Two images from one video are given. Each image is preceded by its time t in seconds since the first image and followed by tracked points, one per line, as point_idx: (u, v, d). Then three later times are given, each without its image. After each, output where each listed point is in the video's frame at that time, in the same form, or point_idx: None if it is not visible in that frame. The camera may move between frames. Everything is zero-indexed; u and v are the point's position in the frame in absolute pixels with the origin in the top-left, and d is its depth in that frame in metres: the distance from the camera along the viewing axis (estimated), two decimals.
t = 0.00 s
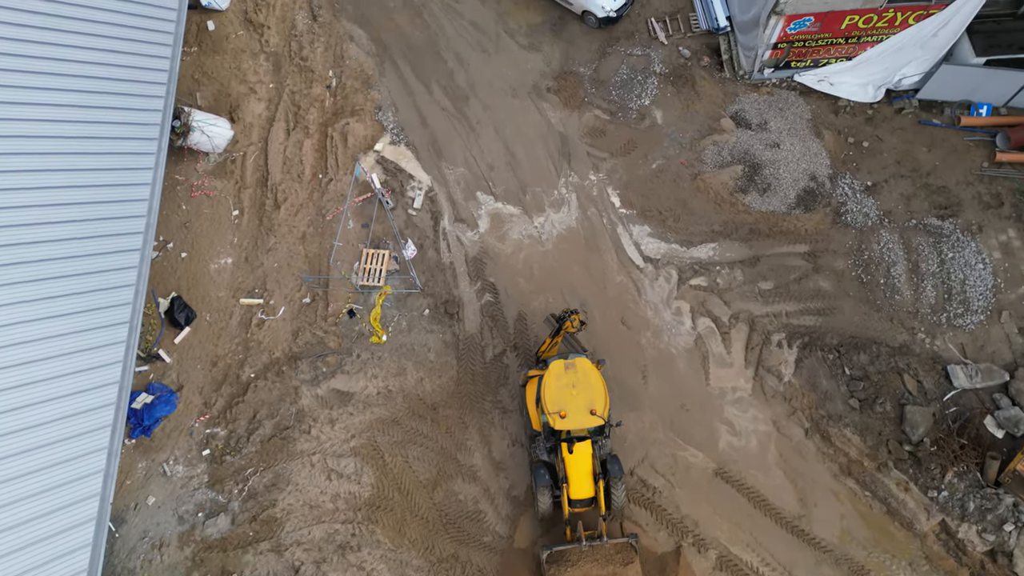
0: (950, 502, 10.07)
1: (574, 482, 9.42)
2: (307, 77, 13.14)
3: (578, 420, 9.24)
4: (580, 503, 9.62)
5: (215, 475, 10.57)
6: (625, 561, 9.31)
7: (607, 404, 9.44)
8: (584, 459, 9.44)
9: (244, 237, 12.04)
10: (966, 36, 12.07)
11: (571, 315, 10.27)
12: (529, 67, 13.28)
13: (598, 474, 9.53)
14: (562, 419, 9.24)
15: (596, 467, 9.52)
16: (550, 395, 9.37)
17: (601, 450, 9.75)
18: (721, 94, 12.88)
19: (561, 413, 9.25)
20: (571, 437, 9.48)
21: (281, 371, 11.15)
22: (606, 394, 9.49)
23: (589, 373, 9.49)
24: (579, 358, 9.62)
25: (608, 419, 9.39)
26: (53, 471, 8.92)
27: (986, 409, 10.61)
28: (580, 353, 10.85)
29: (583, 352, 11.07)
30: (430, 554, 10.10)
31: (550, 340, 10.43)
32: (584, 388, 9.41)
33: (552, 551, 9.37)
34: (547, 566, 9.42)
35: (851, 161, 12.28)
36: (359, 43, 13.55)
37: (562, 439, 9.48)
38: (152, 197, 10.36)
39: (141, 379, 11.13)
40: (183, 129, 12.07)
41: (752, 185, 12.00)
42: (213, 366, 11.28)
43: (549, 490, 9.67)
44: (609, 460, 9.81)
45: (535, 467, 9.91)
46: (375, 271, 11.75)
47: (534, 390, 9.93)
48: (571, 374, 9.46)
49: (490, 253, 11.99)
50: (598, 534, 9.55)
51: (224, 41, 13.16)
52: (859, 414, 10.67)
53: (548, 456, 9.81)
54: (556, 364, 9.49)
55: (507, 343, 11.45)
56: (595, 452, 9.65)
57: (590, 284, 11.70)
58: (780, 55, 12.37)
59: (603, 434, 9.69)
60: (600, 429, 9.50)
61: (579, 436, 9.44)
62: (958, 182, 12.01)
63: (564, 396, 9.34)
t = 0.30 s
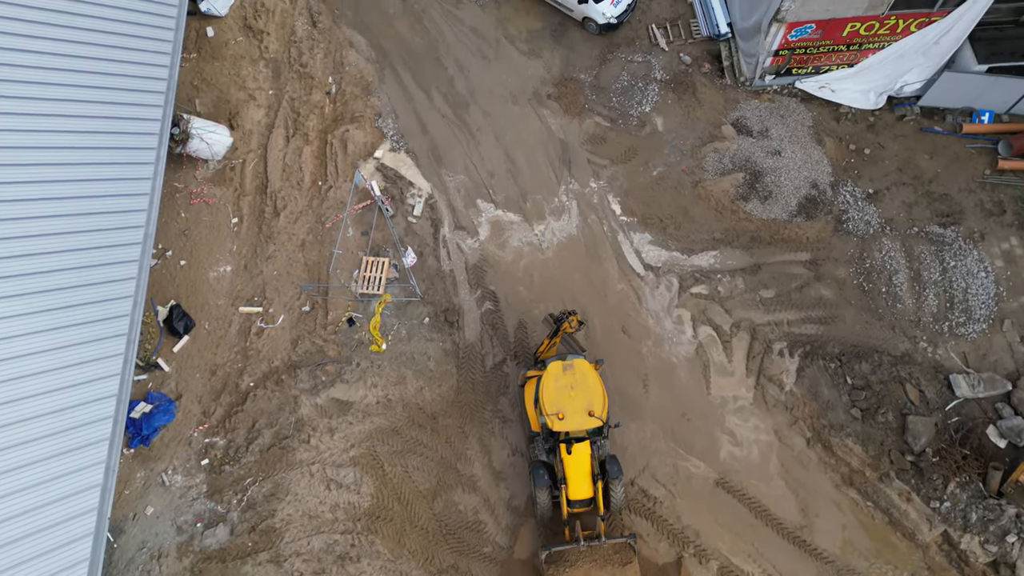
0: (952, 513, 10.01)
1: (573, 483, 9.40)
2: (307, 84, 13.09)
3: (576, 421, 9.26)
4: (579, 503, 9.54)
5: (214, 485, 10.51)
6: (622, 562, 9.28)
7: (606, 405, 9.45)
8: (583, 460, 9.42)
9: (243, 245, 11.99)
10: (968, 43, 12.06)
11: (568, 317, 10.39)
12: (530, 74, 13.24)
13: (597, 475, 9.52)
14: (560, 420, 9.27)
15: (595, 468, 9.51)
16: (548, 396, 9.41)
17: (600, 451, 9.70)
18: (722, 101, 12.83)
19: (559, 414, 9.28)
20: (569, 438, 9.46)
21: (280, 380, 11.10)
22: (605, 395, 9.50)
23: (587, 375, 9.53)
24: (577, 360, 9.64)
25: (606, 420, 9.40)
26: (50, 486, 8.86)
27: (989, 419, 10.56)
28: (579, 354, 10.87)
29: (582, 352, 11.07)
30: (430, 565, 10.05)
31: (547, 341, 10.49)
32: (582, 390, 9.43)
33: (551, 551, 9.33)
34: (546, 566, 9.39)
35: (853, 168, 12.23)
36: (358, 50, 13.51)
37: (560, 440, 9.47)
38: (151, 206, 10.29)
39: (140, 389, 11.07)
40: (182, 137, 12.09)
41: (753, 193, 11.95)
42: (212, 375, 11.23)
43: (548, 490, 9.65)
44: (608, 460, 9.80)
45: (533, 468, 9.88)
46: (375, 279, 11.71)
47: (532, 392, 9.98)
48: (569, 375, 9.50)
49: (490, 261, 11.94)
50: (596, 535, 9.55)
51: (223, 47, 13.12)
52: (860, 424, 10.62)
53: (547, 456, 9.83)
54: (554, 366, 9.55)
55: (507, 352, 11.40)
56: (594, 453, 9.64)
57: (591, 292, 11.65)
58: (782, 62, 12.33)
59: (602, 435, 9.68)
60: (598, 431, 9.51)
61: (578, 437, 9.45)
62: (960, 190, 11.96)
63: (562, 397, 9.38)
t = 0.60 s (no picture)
0: (954, 524, 9.96)
1: (572, 483, 9.39)
2: (306, 90, 13.04)
3: (576, 422, 9.27)
4: (579, 503, 9.52)
5: (212, 494, 10.46)
6: (622, 561, 9.36)
7: (605, 405, 9.45)
8: (582, 460, 9.41)
9: (242, 253, 11.95)
10: (970, 50, 12.03)
11: (567, 317, 10.37)
12: (530, 80, 13.20)
13: (596, 475, 9.53)
14: (560, 421, 9.26)
15: (594, 468, 9.52)
16: (547, 397, 9.40)
17: (598, 451, 9.79)
18: (723, 107, 12.77)
19: (559, 414, 9.27)
20: (569, 438, 9.46)
21: (279, 389, 11.05)
22: (604, 396, 9.50)
23: (586, 375, 9.51)
24: (576, 360, 9.63)
25: (605, 420, 9.42)
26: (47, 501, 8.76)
27: (991, 428, 10.51)
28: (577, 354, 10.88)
29: (581, 352, 11.08)
30: None
31: (546, 341, 10.47)
32: (581, 390, 9.42)
33: (551, 551, 9.37)
34: (546, 566, 9.46)
35: (854, 175, 12.17)
36: (358, 56, 13.46)
37: (560, 441, 9.47)
38: (149, 216, 10.20)
39: (138, 398, 11.02)
40: (180, 144, 12.01)
41: (754, 201, 11.91)
42: (211, 384, 11.18)
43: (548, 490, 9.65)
44: (607, 460, 9.81)
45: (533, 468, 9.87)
46: (374, 287, 11.66)
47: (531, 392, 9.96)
48: (568, 375, 9.48)
49: (490, 268, 11.89)
50: (596, 534, 9.57)
51: (222, 53, 13.07)
52: (862, 434, 10.56)
53: (546, 456, 9.85)
54: (554, 366, 9.53)
55: (507, 361, 11.34)
56: (593, 452, 9.66)
57: (591, 300, 11.60)
58: (783, 68, 12.29)
59: (601, 435, 9.70)
60: (597, 430, 9.52)
61: (577, 437, 9.45)
62: (962, 198, 11.91)
63: (561, 398, 9.37)
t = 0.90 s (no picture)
0: (956, 534, 9.91)
1: (570, 482, 9.35)
2: (305, 96, 12.99)
3: (574, 420, 9.24)
4: (577, 502, 9.58)
5: (211, 504, 10.40)
6: (621, 560, 9.38)
7: (604, 404, 9.44)
8: (580, 459, 9.38)
9: (241, 260, 11.89)
10: (972, 57, 11.95)
11: (566, 316, 10.33)
12: (529, 86, 13.15)
13: (594, 474, 9.48)
14: (559, 420, 9.24)
15: (592, 467, 9.48)
16: (546, 396, 9.39)
17: (596, 449, 9.73)
18: (724, 114, 12.73)
19: (558, 413, 9.26)
20: (568, 437, 9.42)
21: (278, 398, 11.00)
22: (603, 394, 9.49)
23: (585, 374, 9.50)
24: (574, 359, 9.63)
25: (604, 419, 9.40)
26: (43, 516, 8.68)
27: (993, 438, 10.46)
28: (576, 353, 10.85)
29: (580, 352, 11.10)
30: None
31: (545, 340, 10.40)
32: (580, 389, 9.40)
33: (550, 549, 9.33)
34: (546, 565, 9.41)
35: (855, 182, 12.12)
36: (358, 62, 13.42)
37: (558, 439, 9.43)
38: (147, 227, 10.15)
39: (137, 407, 10.98)
40: (178, 151, 11.94)
41: (755, 208, 11.86)
42: (209, 393, 11.13)
43: (546, 490, 9.61)
44: (606, 459, 9.76)
45: (532, 467, 9.83)
46: (373, 294, 11.60)
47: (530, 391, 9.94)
48: (567, 374, 9.47)
49: (490, 276, 11.85)
50: (595, 533, 9.53)
51: (221, 60, 13.02)
52: (864, 443, 10.51)
53: (545, 455, 9.83)
54: (552, 365, 9.52)
55: (507, 369, 11.28)
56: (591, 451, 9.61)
57: (592, 308, 11.55)
58: (784, 75, 12.25)
59: (600, 434, 9.69)
60: (596, 429, 9.51)
61: (575, 436, 9.42)
62: (963, 205, 11.86)
63: (560, 397, 9.35)
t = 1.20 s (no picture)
0: (958, 545, 9.85)
1: (569, 482, 9.29)
2: (305, 103, 12.95)
3: (573, 421, 9.21)
4: (575, 502, 9.40)
5: (209, 514, 10.35)
6: (620, 558, 9.23)
7: (602, 404, 9.42)
8: (579, 458, 9.36)
9: (240, 268, 11.84)
10: (973, 64, 11.91)
11: (562, 315, 10.36)
12: (529, 93, 13.11)
13: (593, 472, 9.43)
14: (557, 420, 9.23)
15: (592, 466, 9.44)
16: (544, 396, 9.37)
17: (595, 448, 9.64)
18: (724, 121, 12.68)
19: (556, 414, 9.24)
20: (567, 437, 9.43)
21: (276, 407, 10.94)
22: (601, 394, 9.47)
23: (583, 373, 9.48)
24: (572, 358, 9.61)
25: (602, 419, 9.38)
26: (40, 531, 8.61)
27: (995, 447, 10.41)
28: (573, 352, 10.80)
29: (576, 352, 10.94)
30: None
31: (542, 340, 10.39)
32: (578, 388, 9.39)
33: (550, 550, 9.24)
34: (546, 565, 9.32)
35: (856, 190, 12.08)
36: (357, 68, 13.38)
37: (557, 439, 9.42)
38: (145, 236, 10.10)
39: (135, 415, 10.94)
40: (178, 158, 11.87)
41: (756, 216, 11.82)
42: (208, 401, 11.07)
43: (545, 489, 9.54)
44: (605, 458, 9.70)
45: (531, 468, 9.78)
46: (373, 302, 11.55)
47: (528, 392, 9.92)
48: (565, 374, 9.45)
49: (490, 284, 11.80)
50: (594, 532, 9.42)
51: (220, 66, 12.98)
52: (866, 453, 10.46)
53: (544, 455, 9.79)
54: (550, 365, 9.49)
55: (507, 377, 11.23)
56: (590, 451, 9.58)
57: (592, 316, 11.50)
58: (785, 82, 12.21)
59: (598, 434, 9.67)
60: (594, 429, 9.49)
61: (574, 435, 9.41)
62: (965, 213, 11.81)
63: (558, 397, 9.33)
